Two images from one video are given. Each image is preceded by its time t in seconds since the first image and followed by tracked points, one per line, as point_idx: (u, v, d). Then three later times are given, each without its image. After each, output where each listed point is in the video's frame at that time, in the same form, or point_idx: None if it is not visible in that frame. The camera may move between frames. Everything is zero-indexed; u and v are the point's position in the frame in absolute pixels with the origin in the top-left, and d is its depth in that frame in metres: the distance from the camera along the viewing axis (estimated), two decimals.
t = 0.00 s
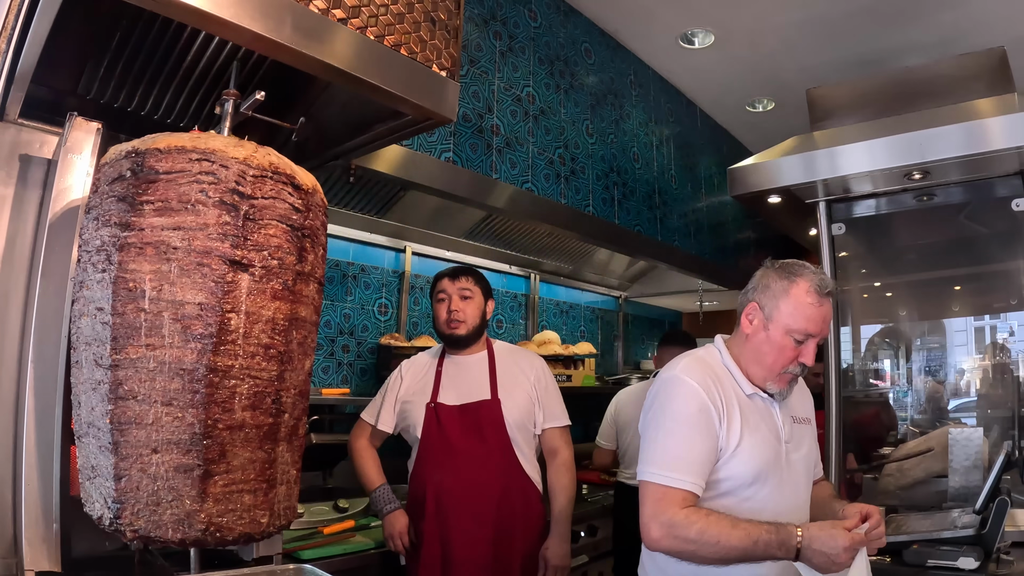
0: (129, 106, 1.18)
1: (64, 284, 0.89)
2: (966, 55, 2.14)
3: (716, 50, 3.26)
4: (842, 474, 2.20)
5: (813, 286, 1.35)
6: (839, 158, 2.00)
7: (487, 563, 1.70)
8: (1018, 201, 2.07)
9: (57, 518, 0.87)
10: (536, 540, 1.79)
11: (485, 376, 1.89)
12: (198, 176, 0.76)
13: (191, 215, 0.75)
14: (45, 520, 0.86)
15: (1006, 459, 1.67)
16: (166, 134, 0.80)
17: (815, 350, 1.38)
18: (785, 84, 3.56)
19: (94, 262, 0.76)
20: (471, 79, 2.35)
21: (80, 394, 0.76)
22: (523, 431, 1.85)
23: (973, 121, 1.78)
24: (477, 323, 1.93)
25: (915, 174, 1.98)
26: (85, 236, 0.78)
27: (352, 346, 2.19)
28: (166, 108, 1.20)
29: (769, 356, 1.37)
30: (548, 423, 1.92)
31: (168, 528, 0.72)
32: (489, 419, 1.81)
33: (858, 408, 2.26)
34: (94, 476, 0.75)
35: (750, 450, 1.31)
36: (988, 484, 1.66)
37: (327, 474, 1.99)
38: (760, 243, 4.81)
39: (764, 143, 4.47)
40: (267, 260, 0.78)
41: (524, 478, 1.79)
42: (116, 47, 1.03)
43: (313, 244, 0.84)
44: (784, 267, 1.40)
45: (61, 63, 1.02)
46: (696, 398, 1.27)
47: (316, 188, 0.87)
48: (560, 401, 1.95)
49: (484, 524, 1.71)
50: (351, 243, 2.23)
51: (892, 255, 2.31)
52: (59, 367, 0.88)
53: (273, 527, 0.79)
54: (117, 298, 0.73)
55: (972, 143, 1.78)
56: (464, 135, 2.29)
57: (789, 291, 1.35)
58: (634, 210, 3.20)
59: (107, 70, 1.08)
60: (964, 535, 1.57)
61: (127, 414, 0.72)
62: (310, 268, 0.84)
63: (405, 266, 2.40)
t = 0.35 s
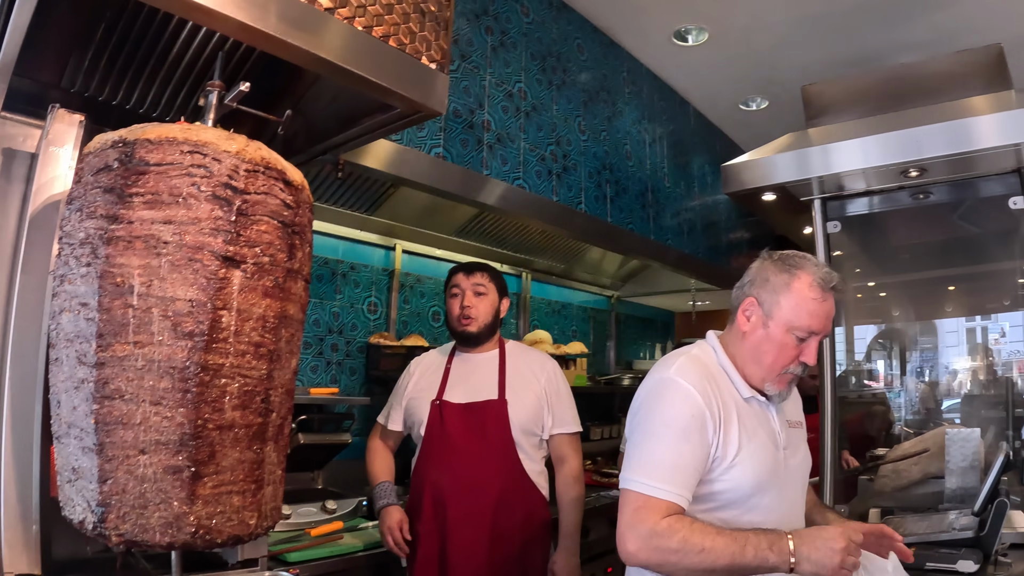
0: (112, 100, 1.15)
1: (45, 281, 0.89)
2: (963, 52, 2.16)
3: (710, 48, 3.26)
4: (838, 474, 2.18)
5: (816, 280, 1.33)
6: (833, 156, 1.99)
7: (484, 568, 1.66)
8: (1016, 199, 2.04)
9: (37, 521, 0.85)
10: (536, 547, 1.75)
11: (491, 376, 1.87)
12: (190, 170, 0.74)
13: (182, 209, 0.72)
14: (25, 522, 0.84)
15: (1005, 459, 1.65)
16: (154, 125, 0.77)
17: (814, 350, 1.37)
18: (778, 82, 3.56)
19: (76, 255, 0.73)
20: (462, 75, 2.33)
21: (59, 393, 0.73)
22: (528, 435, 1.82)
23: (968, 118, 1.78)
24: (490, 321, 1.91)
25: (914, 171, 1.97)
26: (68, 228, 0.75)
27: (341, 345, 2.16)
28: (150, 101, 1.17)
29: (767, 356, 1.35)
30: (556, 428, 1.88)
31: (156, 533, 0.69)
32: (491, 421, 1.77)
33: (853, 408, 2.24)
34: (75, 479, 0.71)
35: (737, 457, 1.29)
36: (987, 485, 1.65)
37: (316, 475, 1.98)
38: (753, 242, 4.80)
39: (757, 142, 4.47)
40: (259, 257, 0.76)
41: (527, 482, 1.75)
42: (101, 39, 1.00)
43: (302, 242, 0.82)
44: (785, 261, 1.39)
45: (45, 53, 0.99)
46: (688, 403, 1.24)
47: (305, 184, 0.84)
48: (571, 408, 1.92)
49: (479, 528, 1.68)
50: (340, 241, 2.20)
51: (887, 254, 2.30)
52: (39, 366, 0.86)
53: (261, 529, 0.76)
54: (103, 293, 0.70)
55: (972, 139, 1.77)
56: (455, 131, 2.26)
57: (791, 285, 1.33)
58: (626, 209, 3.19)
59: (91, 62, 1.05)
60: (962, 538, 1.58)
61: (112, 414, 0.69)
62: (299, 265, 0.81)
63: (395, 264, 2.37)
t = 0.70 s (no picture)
0: (104, 95, 1.13)
1: (36, 277, 0.87)
2: (960, 50, 2.16)
3: (706, 45, 3.26)
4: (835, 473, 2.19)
5: (822, 275, 1.21)
6: (829, 155, 1.99)
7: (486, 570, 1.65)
8: (1013, 197, 2.04)
9: (26, 520, 0.84)
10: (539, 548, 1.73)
11: (497, 372, 1.85)
12: (193, 166, 0.72)
13: (183, 205, 0.71)
14: (14, 523, 0.84)
15: (1004, 459, 1.66)
16: (152, 119, 0.75)
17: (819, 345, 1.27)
18: (774, 80, 3.56)
19: (71, 249, 0.71)
20: (457, 71, 2.31)
21: (51, 391, 0.71)
22: (534, 433, 1.80)
23: (965, 116, 1.78)
24: (490, 316, 1.88)
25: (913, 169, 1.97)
26: (62, 222, 0.73)
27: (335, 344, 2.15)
28: (142, 97, 1.16)
29: (773, 354, 1.24)
30: (562, 426, 1.84)
31: (155, 533, 0.68)
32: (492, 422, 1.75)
33: (850, 408, 2.23)
34: (69, 480, 0.69)
35: (769, 447, 1.19)
36: (986, 484, 1.65)
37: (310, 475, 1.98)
38: (748, 241, 4.80)
39: (752, 140, 4.48)
40: (260, 254, 0.75)
41: (528, 483, 1.73)
42: (94, 32, 0.99)
43: (299, 240, 0.81)
44: (786, 253, 1.26)
45: (36, 45, 0.97)
46: (736, 407, 1.07)
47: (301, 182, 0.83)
48: (577, 403, 1.87)
49: (481, 529, 1.67)
50: (335, 239, 2.19)
51: (882, 254, 2.30)
52: (31, 362, 0.85)
53: (259, 527, 0.76)
54: (101, 289, 0.68)
55: (971, 137, 1.77)
56: (449, 127, 2.25)
57: (797, 281, 1.21)
58: (622, 207, 3.18)
59: (82, 58, 1.03)
60: (962, 537, 1.59)
61: (109, 413, 0.67)
62: (297, 263, 0.81)
63: (389, 263, 2.36)
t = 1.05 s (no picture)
0: (99, 94, 1.13)
1: (30, 278, 0.87)
2: (954, 51, 2.17)
3: (701, 45, 3.26)
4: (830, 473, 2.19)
5: (839, 287, 1.21)
6: (824, 155, 2.00)
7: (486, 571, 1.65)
8: (1007, 198, 2.04)
9: (21, 521, 0.84)
10: (539, 549, 1.73)
11: (495, 374, 1.85)
12: (198, 167, 0.72)
13: (188, 204, 0.70)
14: (8, 525, 0.83)
15: (998, 458, 1.67)
16: (155, 118, 0.74)
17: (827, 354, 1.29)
18: (768, 80, 3.57)
19: (72, 248, 0.70)
20: (453, 71, 2.31)
21: (49, 393, 0.70)
22: (533, 437, 1.80)
23: (960, 116, 1.79)
24: (491, 318, 1.87)
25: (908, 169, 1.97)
26: (61, 220, 0.72)
27: (330, 344, 2.14)
28: (137, 96, 1.15)
29: (786, 362, 1.25)
30: (561, 429, 1.85)
31: (159, 534, 0.67)
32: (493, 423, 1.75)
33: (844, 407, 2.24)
34: (68, 482, 0.68)
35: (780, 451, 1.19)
36: (981, 484, 1.66)
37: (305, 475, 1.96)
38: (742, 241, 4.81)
39: (747, 140, 4.49)
40: (263, 256, 0.75)
41: (528, 484, 1.73)
42: (89, 31, 0.98)
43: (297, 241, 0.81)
44: (804, 262, 1.25)
45: (30, 44, 0.96)
46: (759, 415, 1.07)
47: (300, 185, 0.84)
48: (576, 408, 1.88)
49: (481, 531, 1.66)
50: (329, 239, 2.18)
51: (876, 254, 2.30)
52: (24, 363, 0.84)
53: (257, 526, 0.76)
54: (106, 288, 0.67)
55: (967, 137, 1.77)
56: (445, 127, 2.25)
57: (817, 291, 1.20)
58: (616, 207, 3.19)
59: (76, 56, 1.02)
60: (957, 536, 1.60)
61: (112, 415, 0.66)
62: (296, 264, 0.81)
63: (384, 262, 2.35)
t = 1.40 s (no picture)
0: (96, 94, 1.12)
1: (25, 279, 0.86)
2: (950, 53, 2.17)
3: (697, 47, 3.27)
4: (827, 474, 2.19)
5: (840, 290, 1.22)
6: (820, 156, 2.01)
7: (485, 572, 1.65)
8: (1002, 199, 2.07)
9: (16, 523, 0.83)
10: (536, 550, 1.73)
11: (492, 375, 1.84)
12: (206, 169, 0.72)
13: (196, 207, 0.71)
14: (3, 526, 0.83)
15: (995, 459, 1.66)
16: (161, 118, 0.74)
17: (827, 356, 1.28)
18: (765, 82, 3.58)
19: (76, 248, 0.69)
20: (449, 72, 2.31)
21: (50, 395, 0.69)
22: (531, 439, 1.80)
23: (956, 117, 1.79)
24: (492, 319, 1.87)
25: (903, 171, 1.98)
26: (64, 218, 0.71)
27: (326, 345, 2.14)
28: (134, 96, 1.14)
29: (787, 362, 1.24)
30: (559, 432, 1.86)
31: (165, 535, 0.67)
32: (491, 425, 1.75)
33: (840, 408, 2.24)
34: (70, 485, 0.67)
35: (749, 464, 1.19)
36: (976, 484, 1.67)
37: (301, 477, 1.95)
38: (738, 242, 4.81)
39: (743, 141, 4.51)
40: (266, 259, 0.76)
41: (526, 485, 1.74)
42: (86, 30, 0.98)
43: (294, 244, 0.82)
44: (807, 265, 1.26)
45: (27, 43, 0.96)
46: (700, 412, 1.13)
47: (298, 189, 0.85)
48: (574, 411, 1.90)
49: (480, 532, 1.66)
50: (325, 239, 2.17)
51: (872, 255, 2.31)
52: (19, 365, 0.84)
53: (256, 524, 0.76)
54: (113, 289, 0.67)
55: (963, 139, 1.78)
56: (441, 127, 2.25)
57: (818, 292, 1.21)
58: (613, 208, 3.19)
59: (73, 56, 1.02)
60: (953, 536, 1.60)
61: (119, 417, 0.65)
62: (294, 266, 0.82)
63: (380, 263, 2.34)
